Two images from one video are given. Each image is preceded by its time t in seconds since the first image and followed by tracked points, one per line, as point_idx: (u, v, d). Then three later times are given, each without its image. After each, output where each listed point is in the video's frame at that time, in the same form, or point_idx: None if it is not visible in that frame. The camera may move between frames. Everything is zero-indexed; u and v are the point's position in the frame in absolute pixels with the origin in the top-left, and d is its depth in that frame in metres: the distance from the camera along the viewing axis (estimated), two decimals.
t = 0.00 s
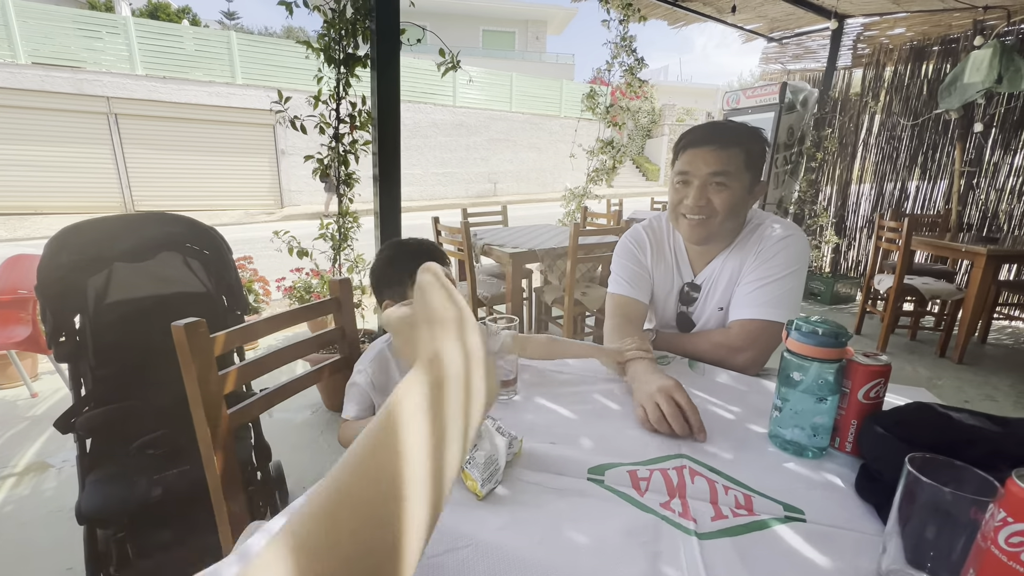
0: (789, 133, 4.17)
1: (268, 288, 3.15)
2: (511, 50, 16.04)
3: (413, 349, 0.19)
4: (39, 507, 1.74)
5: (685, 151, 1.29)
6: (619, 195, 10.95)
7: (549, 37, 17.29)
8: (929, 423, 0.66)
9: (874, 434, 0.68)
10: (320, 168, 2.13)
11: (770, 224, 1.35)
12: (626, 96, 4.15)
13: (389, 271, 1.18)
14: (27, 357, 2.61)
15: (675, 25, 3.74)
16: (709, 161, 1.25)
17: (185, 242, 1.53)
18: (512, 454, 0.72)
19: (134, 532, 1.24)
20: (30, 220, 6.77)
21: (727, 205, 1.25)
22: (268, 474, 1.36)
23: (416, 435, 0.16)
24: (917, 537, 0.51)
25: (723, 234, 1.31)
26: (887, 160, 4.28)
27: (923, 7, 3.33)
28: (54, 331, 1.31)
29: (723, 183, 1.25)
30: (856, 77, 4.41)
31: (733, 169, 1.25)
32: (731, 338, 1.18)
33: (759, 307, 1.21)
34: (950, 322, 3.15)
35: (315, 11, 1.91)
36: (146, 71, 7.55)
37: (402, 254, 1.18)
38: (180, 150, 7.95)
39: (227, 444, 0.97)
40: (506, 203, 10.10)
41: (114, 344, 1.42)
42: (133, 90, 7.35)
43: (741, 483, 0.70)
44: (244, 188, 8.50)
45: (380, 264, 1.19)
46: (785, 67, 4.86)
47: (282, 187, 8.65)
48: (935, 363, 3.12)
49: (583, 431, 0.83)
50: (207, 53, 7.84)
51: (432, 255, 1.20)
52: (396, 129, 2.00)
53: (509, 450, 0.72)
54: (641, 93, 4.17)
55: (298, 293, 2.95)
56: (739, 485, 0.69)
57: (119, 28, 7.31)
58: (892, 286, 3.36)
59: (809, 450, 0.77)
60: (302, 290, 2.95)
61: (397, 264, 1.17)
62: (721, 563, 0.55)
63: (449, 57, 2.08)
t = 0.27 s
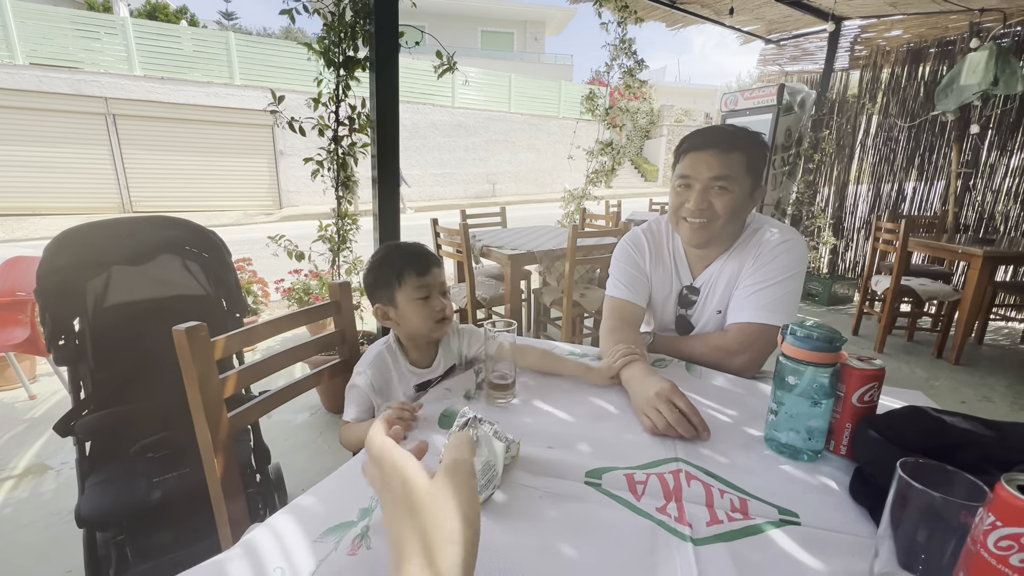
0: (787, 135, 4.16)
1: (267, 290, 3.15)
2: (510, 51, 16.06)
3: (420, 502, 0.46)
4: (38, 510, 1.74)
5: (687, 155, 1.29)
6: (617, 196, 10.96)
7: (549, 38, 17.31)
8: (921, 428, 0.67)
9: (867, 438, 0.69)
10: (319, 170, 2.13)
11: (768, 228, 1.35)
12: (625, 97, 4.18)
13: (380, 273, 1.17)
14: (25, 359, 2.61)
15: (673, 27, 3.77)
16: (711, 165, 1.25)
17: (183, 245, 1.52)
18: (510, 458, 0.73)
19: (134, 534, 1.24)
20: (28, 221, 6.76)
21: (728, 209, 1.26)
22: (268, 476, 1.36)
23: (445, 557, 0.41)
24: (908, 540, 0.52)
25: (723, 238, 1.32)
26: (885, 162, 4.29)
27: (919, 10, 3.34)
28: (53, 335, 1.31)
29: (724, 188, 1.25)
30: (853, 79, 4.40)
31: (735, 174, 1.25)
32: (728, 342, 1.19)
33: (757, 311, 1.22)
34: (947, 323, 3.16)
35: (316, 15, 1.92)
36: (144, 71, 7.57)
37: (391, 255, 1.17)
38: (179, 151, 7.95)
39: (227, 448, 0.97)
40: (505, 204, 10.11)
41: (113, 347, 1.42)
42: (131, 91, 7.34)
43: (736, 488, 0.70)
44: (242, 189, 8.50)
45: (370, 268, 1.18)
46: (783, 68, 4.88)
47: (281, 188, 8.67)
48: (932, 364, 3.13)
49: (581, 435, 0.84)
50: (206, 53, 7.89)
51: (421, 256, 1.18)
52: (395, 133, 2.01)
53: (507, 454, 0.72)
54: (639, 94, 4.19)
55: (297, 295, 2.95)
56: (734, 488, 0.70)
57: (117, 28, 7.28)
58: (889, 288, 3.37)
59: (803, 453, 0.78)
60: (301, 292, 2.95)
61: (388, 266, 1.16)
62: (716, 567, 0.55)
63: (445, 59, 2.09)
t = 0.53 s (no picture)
0: (785, 136, 4.21)
1: (265, 292, 3.14)
2: (508, 52, 16.08)
3: None
4: (34, 513, 1.73)
5: (690, 156, 1.29)
6: (615, 196, 10.98)
7: (547, 40, 17.34)
8: (920, 432, 0.67)
9: (866, 442, 0.69)
10: (318, 172, 2.12)
11: (768, 231, 1.35)
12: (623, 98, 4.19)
13: (381, 269, 1.18)
14: (22, 361, 2.60)
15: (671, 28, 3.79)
16: (714, 166, 1.25)
17: (180, 247, 1.53)
18: (508, 462, 0.72)
19: (132, 539, 1.24)
20: (25, 222, 6.73)
21: (729, 210, 1.26)
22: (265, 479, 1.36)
23: None
24: (908, 545, 0.52)
25: (724, 239, 1.32)
26: (882, 163, 4.30)
27: (916, 12, 3.35)
28: (50, 338, 1.30)
29: (725, 190, 1.25)
30: (851, 80, 4.41)
31: (737, 176, 1.25)
32: (726, 344, 1.19)
33: (756, 313, 1.22)
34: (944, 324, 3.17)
35: (314, 17, 1.90)
36: (142, 73, 7.52)
37: (393, 252, 1.19)
38: (176, 152, 7.94)
39: (226, 452, 0.97)
40: (504, 205, 10.12)
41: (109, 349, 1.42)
42: (129, 91, 7.33)
43: (735, 491, 0.70)
44: (240, 191, 8.48)
45: (371, 263, 1.20)
46: (781, 70, 4.89)
47: (279, 189, 8.68)
48: (929, 365, 3.14)
49: (581, 438, 0.84)
50: (205, 54, 7.89)
51: (422, 254, 1.20)
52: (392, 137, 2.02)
53: (505, 458, 0.72)
54: (637, 95, 4.20)
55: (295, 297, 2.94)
56: (733, 492, 0.70)
57: (115, 29, 7.25)
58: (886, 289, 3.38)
59: (802, 457, 0.78)
60: (299, 293, 2.94)
61: (389, 262, 1.18)
62: (716, 571, 0.55)
63: (446, 61, 2.09)
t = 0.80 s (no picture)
0: (781, 138, 4.25)
1: (263, 294, 3.15)
2: (506, 54, 16.12)
3: None
4: (30, 516, 1.73)
5: (682, 157, 1.30)
6: (613, 198, 11.01)
7: (545, 41, 17.36)
8: (906, 432, 0.68)
9: (853, 441, 0.71)
10: (315, 175, 2.09)
11: (760, 233, 1.37)
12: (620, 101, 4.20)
13: (375, 276, 1.15)
14: (18, 364, 2.60)
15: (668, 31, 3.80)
16: (704, 169, 1.27)
17: (178, 250, 1.54)
18: (501, 462, 0.73)
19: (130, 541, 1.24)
20: (21, 224, 6.72)
21: (719, 212, 1.27)
22: (263, 481, 1.36)
23: None
24: (890, 542, 0.53)
25: (715, 241, 1.33)
26: (878, 165, 4.33)
27: (910, 16, 3.38)
28: (47, 340, 1.30)
29: (715, 192, 1.26)
30: (846, 83, 4.45)
31: (727, 178, 1.26)
32: (720, 345, 1.20)
33: (748, 315, 1.23)
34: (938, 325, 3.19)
35: (312, 19, 1.88)
36: (140, 75, 7.44)
37: (393, 263, 1.15)
38: (174, 154, 7.94)
39: (222, 454, 0.97)
40: (502, 207, 10.13)
41: (107, 352, 1.43)
42: (126, 94, 7.35)
43: (724, 490, 0.71)
44: (238, 193, 8.48)
45: (369, 266, 1.16)
46: (777, 73, 4.91)
47: (277, 191, 8.70)
48: (924, 366, 3.15)
49: (573, 439, 0.85)
50: (203, 57, 7.78)
51: (421, 273, 1.17)
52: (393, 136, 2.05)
53: (498, 459, 0.73)
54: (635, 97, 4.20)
55: (293, 299, 2.94)
56: (722, 491, 0.71)
57: (112, 31, 7.16)
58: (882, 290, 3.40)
59: (792, 457, 0.79)
60: (296, 295, 2.95)
61: (385, 273, 1.14)
62: (703, 569, 0.56)
63: (444, 63, 2.10)
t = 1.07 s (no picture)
0: (778, 140, 4.28)
1: (258, 296, 3.14)
2: (504, 57, 16.15)
3: None
4: (22, 520, 1.72)
5: (667, 163, 1.30)
6: (611, 200, 11.02)
7: (542, 44, 17.40)
8: (895, 434, 0.68)
9: (843, 443, 0.71)
10: (311, 177, 2.07)
11: (748, 236, 1.37)
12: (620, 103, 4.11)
13: (342, 282, 1.10)
14: (12, 367, 2.59)
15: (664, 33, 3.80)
16: (688, 174, 1.26)
17: (171, 252, 1.53)
18: (490, 464, 0.73)
19: (120, 545, 1.23)
20: (17, 225, 6.68)
21: (704, 217, 1.27)
22: (255, 484, 1.35)
23: None
24: (877, 544, 0.52)
25: (701, 246, 1.33)
26: (873, 167, 4.34)
27: (905, 19, 3.40)
28: (38, 343, 1.29)
29: (699, 198, 1.26)
30: (842, 86, 4.43)
31: (711, 184, 1.26)
32: (712, 348, 1.20)
33: (738, 317, 1.23)
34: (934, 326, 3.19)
35: (308, 21, 1.87)
36: (137, 77, 7.43)
37: (362, 269, 1.11)
38: (171, 155, 7.92)
39: (211, 457, 0.96)
40: (499, 208, 10.14)
41: (98, 354, 1.42)
42: (124, 96, 7.34)
43: (714, 492, 0.71)
44: (235, 194, 8.47)
45: (334, 271, 1.11)
46: (773, 75, 4.92)
47: (274, 193, 8.69)
48: (920, 368, 3.15)
49: (565, 440, 0.84)
50: (201, 59, 7.80)
51: (389, 278, 1.13)
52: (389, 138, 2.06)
53: (487, 461, 0.73)
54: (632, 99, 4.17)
55: (289, 302, 2.93)
56: (712, 494, 0.71)
57: (109, 33, 7.10)
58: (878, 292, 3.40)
59: (782, 459, 0.79)
60: (292, 297, 2.94)
61: (354, 279, 1.09)
62: (690, 570, 0.56)
63: (441, 67, 2.09)
